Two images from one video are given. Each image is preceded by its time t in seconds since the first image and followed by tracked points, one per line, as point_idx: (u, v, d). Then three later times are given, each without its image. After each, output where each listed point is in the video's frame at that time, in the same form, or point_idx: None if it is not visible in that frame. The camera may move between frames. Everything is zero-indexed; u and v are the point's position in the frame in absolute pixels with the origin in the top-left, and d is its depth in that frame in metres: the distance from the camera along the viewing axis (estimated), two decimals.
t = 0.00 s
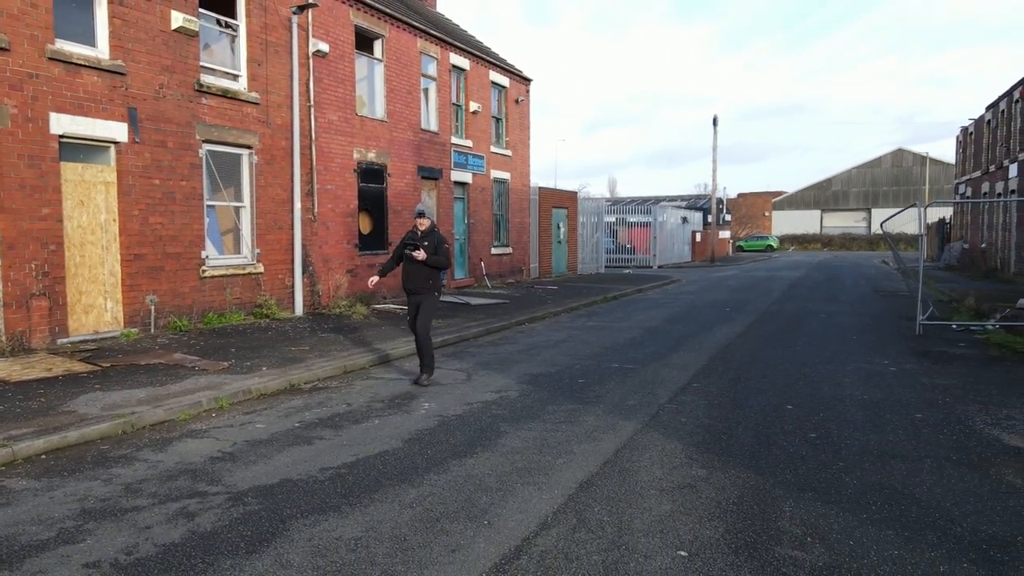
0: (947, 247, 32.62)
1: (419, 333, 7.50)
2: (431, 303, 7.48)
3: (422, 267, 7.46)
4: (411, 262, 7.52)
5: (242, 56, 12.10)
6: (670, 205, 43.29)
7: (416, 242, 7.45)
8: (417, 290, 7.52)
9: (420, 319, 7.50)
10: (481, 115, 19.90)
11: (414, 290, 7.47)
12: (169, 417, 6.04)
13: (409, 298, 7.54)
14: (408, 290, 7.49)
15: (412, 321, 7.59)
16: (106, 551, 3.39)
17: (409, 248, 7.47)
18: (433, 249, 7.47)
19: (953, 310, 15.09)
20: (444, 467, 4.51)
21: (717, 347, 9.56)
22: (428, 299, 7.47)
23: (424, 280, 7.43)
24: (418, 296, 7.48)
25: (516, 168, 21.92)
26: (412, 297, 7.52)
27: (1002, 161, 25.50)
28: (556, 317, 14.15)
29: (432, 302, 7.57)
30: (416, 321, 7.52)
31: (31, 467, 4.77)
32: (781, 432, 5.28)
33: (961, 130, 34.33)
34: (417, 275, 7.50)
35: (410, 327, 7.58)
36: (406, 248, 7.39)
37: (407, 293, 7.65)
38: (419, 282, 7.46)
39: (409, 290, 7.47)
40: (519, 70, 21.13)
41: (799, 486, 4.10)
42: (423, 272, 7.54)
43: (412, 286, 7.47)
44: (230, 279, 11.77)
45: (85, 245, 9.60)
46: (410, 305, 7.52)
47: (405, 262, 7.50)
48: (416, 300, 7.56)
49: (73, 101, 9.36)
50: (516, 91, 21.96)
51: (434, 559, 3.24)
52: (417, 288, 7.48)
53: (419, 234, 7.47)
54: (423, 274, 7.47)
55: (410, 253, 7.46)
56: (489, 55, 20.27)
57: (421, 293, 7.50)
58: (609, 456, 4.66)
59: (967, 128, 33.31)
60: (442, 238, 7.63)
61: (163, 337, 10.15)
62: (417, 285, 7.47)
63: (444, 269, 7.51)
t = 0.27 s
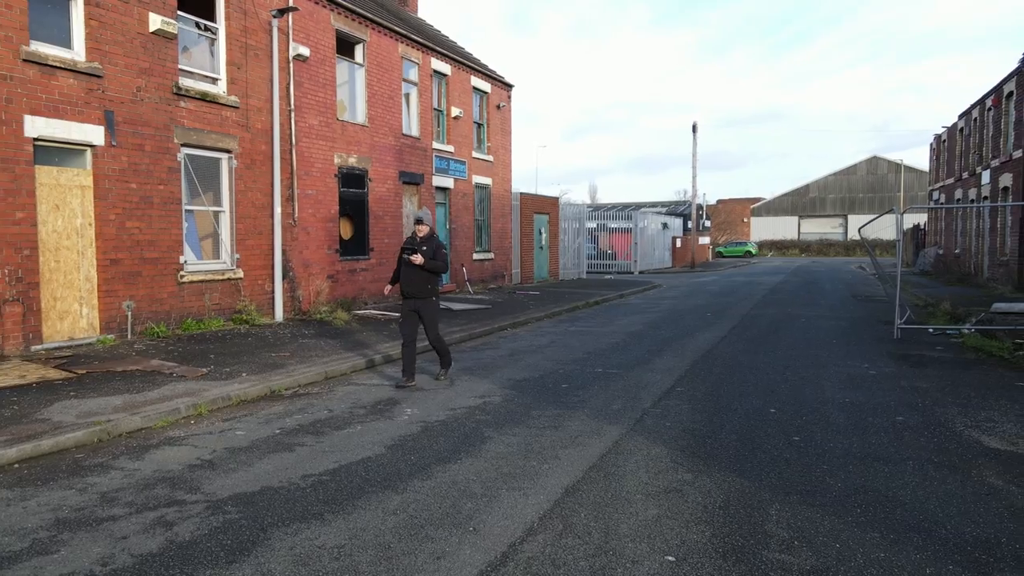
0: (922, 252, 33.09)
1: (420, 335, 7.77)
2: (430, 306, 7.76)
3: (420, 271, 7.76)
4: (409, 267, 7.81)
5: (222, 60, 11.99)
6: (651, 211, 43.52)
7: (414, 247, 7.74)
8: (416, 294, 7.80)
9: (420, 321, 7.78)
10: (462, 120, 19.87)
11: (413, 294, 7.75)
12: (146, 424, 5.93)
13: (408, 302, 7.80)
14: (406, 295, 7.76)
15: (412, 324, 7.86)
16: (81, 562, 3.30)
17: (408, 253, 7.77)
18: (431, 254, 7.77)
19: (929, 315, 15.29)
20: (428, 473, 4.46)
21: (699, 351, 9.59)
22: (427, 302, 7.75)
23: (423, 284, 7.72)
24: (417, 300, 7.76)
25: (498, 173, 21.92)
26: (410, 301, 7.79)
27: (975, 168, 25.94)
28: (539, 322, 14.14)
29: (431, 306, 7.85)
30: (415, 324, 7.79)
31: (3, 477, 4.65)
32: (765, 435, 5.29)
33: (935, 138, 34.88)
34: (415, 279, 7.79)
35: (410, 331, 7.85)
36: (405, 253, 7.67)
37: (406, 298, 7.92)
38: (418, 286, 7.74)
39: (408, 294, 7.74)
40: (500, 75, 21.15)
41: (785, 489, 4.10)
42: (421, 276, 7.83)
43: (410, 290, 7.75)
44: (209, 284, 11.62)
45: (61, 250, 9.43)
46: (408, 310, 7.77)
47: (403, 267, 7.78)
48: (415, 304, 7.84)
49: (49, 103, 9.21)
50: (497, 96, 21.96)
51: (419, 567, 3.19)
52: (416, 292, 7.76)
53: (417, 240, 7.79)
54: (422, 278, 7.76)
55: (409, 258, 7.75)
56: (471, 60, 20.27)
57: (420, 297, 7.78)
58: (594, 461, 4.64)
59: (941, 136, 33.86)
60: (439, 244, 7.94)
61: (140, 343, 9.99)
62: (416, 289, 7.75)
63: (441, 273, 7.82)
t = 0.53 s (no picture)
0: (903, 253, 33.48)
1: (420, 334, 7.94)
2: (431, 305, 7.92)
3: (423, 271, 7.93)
4: (412, 268, 7.99)
5: (205, 59, 11.90)
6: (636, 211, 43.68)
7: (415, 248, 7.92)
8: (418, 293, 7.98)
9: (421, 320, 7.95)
10: (448, 121, 19.85)
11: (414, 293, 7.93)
12: (128, 428, 5.88)
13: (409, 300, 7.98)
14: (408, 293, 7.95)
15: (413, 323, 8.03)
16: (61, 568, 3.27)
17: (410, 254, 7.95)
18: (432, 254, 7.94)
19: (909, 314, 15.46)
20: (413, 475, 4.46)
21: (683, 351, 9.64)
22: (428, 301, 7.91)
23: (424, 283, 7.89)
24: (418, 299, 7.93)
25: (483, 174, 21.92)
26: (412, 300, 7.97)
27: (954, 169, 26.27)
28: (524, 323, 14.16)
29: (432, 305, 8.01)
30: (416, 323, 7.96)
31: None
32: (748, 436, 5.32)
33: (915, 139, 35.28)
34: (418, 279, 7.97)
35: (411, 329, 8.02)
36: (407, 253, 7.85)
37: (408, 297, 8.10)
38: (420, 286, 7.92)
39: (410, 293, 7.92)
40: (485, 76, 21.15)
41: (767, 490, 4.13)
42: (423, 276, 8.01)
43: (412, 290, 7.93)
44: (192, 285, 11.53)
45: (41, 251, 9.32)
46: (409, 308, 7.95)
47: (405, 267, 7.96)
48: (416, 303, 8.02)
49: (28, 103, 9.11)
50: (483, 97, 21.95)
51: (403, 570, 3.19)
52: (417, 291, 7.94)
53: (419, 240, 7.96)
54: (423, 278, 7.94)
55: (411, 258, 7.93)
56: (456, 60, 20.25)
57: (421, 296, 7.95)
58: (579, 462, 4.66)
59: (921, 137, 34.25)
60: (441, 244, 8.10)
61: (122, 345, 9.90)
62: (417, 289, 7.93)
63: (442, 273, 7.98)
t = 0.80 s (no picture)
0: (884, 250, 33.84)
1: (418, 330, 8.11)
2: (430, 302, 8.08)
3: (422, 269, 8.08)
4: (411, 266, 8.14)
5: (188, 57, 11.82)
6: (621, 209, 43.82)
7: (415, 246, 8.06)
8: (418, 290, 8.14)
9: (420, 316, 8.12)
10: (433, 119, 19.83)
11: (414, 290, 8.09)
12: (111, 429, 5.85)
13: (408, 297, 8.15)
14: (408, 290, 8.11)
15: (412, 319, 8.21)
16: (44, 571, 3.26)
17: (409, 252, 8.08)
18: (431, 253, 8.07)
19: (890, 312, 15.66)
20: (398, 476, 4.48)
21: (667, 350, 9.70)
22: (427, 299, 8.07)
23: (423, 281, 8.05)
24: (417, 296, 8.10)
25: (469, 172, 21.92)
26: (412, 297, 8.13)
27: (934, 168, 26.59)
28: (509, 321, 14.20)
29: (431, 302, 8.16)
30: (416, 319, 8.13)
31: None
32: (731, 434, 5.38)
33: (896, 139, 35.66)
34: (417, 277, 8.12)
35: (411, 324, 8.20)
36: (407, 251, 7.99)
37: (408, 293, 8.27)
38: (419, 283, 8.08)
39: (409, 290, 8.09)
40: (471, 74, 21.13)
41: (749, 488, 4.18)
42: (422, 274, 8.16)
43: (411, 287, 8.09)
44: (176, 285, 11.46)
45: (22, 250, 9.23)
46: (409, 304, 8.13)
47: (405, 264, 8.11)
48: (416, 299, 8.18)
49: (8, 101, 9.02)
50: (468, 95, 21.95)
51: (388, 570, 3.21)
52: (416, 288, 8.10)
53: (419, 239, 8.09)
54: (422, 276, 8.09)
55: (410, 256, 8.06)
56: (442, 58, 20.23)
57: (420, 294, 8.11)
58: (563, 461, 4.70)
59: (902, 137, 34.61)
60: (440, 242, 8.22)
61: (105, 345, 9.83)
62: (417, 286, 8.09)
63: (441, 271, 8.10)
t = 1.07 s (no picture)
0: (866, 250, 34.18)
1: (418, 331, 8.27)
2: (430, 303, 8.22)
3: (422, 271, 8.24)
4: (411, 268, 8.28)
5: (172, 56, 11.74)
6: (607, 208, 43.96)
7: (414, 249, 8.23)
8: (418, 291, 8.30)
9: (420, 316, 8.27)
10: (419, 118, 19.80)
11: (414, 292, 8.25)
12: (95, 431, 5.82)
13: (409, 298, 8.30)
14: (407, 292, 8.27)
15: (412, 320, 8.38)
16: None
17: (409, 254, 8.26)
18: (431, 255, 8.24)
19: (871, 311, 15.84)
20: (384, 477, 4.49)
21: (652, 350, 9.77)
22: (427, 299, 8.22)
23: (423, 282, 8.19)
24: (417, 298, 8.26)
25: (455, 171, 21.92)
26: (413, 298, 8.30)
27: (915, 168, 26.88)
28: (495, 321, 14.23)
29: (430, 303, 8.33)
30: (416, 319, 8.30)
31: None
32: (714, 434, 5.44)
33: (878, 139, 36.00)
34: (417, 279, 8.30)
35: (410, 325, 8.38)
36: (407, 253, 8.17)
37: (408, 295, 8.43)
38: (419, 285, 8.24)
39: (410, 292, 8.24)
40: (457, 73, 21.12)
41: (731, 488, 4.24)
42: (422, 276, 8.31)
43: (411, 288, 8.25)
44: (160, 285, 11.39)
45: (3, 251, 9.15)
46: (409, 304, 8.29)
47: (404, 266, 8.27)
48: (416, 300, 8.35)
49: None
50: (454, 94, 21.94)
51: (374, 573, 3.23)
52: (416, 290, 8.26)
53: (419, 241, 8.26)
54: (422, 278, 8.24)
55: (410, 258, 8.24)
56: (427, 58, 20.20)
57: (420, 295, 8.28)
58: (548, 462, 4.73)
59: (884, 137, 34.95)
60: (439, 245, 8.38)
61: (89, 346, 9.76)
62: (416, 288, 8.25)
63: (440, 273, 8.27)
